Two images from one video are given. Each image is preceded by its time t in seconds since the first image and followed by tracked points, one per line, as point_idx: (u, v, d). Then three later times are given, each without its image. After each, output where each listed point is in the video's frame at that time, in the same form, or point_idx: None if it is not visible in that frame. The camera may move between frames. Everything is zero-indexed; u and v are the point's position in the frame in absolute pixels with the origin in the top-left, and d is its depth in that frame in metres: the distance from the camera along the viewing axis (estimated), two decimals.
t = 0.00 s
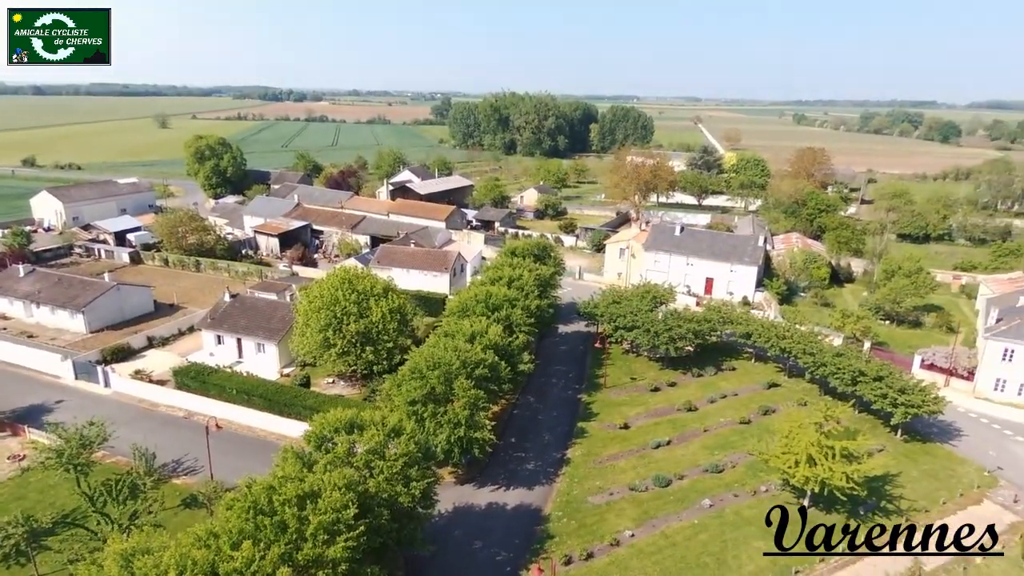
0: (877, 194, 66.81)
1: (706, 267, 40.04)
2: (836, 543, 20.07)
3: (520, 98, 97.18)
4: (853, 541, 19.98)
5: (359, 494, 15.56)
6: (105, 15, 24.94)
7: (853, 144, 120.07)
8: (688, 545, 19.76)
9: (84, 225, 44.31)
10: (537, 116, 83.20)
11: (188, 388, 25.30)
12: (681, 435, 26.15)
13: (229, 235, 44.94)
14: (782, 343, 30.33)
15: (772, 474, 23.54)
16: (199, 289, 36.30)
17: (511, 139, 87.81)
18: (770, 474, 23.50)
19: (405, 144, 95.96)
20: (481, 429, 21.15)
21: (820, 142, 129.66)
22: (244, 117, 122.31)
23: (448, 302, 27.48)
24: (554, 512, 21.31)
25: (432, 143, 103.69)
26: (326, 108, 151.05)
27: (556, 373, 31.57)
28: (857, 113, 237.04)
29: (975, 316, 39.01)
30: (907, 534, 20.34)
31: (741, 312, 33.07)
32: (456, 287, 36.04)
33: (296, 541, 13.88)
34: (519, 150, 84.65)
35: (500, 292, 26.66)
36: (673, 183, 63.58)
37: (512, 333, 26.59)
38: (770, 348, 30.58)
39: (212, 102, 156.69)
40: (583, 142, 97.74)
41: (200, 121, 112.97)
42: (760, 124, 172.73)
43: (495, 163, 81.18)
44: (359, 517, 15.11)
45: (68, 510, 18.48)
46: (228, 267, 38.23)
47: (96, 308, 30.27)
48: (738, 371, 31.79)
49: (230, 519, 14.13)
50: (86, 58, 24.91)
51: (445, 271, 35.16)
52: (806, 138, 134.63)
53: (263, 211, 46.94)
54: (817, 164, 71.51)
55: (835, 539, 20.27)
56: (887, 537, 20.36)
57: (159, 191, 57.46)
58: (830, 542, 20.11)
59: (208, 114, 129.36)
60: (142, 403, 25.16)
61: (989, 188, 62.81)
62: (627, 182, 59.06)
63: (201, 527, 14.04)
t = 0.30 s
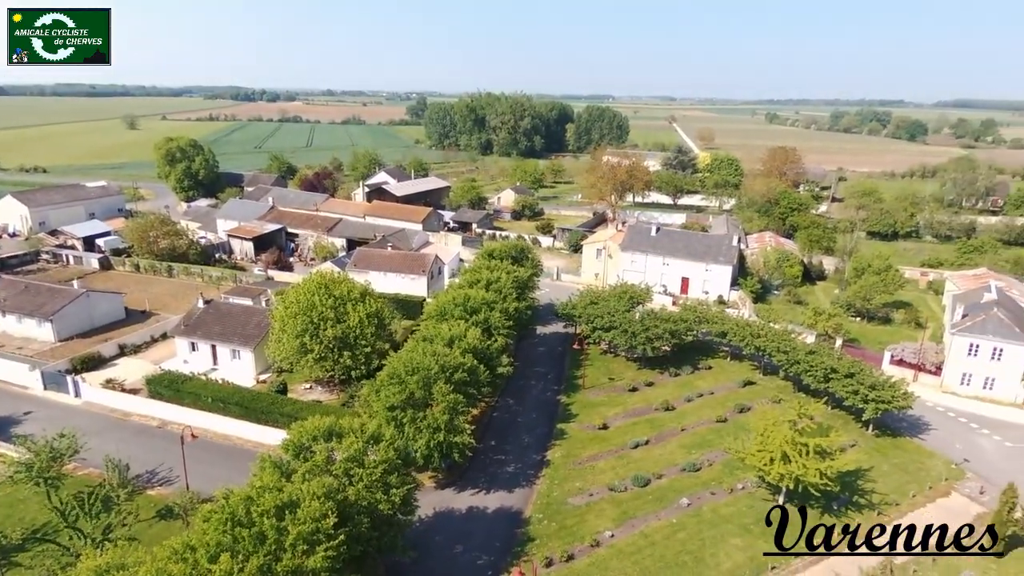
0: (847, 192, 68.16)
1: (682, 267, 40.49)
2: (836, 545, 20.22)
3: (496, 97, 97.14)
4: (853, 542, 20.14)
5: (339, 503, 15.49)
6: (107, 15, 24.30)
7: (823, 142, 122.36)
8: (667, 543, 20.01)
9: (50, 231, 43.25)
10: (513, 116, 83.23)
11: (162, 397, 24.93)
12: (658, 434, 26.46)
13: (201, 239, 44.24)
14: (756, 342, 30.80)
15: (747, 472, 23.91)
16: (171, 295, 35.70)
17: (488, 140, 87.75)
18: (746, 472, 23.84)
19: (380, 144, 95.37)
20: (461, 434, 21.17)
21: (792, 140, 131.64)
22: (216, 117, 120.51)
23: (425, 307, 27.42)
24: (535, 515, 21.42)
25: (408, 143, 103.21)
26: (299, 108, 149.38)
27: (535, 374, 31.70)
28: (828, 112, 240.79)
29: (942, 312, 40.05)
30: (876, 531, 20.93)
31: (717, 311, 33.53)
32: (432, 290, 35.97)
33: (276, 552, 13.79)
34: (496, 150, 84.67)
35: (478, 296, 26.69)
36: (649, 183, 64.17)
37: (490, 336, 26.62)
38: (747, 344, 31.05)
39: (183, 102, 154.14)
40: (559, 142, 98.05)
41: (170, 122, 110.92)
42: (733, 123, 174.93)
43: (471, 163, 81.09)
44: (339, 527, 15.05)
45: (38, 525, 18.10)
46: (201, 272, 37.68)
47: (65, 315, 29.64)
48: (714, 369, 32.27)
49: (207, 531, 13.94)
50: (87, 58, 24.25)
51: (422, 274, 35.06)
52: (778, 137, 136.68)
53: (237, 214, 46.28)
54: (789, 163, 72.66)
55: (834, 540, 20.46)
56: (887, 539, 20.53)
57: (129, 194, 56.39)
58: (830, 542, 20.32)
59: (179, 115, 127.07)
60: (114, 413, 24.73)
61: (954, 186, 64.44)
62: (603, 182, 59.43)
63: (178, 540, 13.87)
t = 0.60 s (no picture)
0: (816, 197, 69.55)
1: (656, 273, 40.90)
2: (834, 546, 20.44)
3: (471, 104, 97.33)
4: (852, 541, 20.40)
5: (315, 520, 15.31)
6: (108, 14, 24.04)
7: (792, 148, 124.72)
8: (646, 550, 20.14)
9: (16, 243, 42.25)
10: (488, 123, 83.38)
11: (133, 413, 24.43)
12: (635, 440, 26.67)
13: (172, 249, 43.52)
14: (731, 346, 31.22)
15: (723, 476, 24.18)
16: (141, 307, 35.03)
17: (463, 146, 87.81)
18: (722, 477, 24.11)
19: (355, 151, 94.88)
20: (439, 445, 21.08)
21: (763, 145, 133.84)
22: (187, 125, 118.90)
23: (402, 317, 27.31)
24: (514, 525, 21.41)
25: (383, 150, 102.89)
26: (271, 114, 147.88)
27: (513, 383, 31.72)
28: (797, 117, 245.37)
29: (909, 314, 41.05)
30: (850, 533, 21.34)
31: (692, 317, 33.92)
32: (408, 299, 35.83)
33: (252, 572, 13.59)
34: (471, 157, 84.72)
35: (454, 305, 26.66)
36: (623, 190, 64.75)
37: (467, 345, 26.58)
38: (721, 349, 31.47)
39: (152, 109, 151.76)
40: (534, 148, 98.55)
41: (139, 129, 109.13)
42: (705, 129, 177.31)
43: (447, 170, 81.05)
44: (316, 544, 14.87)
45: (4, 549, 17.61)
46: (173, 283, 37.09)
47: (30, 330, 28.94)
48: (689, 374, 32.64)
49: (181, 552, 13.73)
50: (87, 58, 24.01)
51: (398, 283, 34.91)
52: (749, 142, 138.94)
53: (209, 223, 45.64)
54: (759, 169, 73.93)
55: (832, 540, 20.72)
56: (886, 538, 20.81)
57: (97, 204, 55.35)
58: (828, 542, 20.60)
59: (148, 122, 125.01)
60: (83, 430, 24.14)
61: (918, 191, 66.14)
62: (578, 189, 59.83)
63: (150, 562, 13.61)
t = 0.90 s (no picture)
0: (790, 219, 70.87)
1: (635, 296, 41.22)
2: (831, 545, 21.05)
3: (451, 129, 97.96)
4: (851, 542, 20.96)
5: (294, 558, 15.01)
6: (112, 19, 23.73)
7: (766, 171, 127.26)
8: None
9: None
10: (468, 147, 83.85)
11: (104, 446, 23.85)
12: (618, 465, 26.63)
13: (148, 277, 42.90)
14: (710, 369, 31.43)
15: (705, 501, 24.23)
16: (114, 337, 34.41)
17: (443, 171, 88.12)
18: (704, 502, 24.13)
19: (335, 175, 94.72)
20: (419, 475, 20.86)
21: (738, 169, 136.17)
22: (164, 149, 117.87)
23: (382, 344, 27.17)
24: (496, 555, 21.20)
25: (363, 174, 102.86)
26: (250, 138, 147.39)
27: (494, 409, 31.59)
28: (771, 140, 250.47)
29: (882, 335, 41.77)
30: (831, 552, 21.57)
31: (671, 340, 34.18)
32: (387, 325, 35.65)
33: None
34: (450, 181, 85.04)
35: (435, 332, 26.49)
36: (602, 214, 65.41)
37: (448, 372, 26.47)
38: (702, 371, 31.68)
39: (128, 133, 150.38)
40: (514, 172, 99.18)
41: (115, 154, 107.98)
42: (681, 152, 180.01)
43: (427, 194, 81.19)
44: None
45: None
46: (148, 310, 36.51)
47: None
48: (669, 398, 32.79)
49: None
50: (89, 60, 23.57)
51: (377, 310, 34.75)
52: (726, 165, 141.25)
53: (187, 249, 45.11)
54: (735, 192, 75.21)
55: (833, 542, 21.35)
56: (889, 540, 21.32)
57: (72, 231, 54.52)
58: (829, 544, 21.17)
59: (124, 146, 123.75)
60: (52, 465, 23.48)
61: (889, 212, 67.61)
62: (557, 213, 60.31)
63: None
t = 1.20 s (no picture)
0: (765, 238, 72.08)
1: (614, 317, 41.52)
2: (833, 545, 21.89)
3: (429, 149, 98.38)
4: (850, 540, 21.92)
5: None
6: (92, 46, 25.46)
7: (741, 190, 129.47)
8: None
9: None
10: (446, 167, 84.23)
11: (73, 478, 23.25)
12: (597, 487, 26.61)
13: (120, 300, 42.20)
14: (688, 389, 31.69)
15: (685, 522, 24.28)
16: (86, 362, 33.74)
17: (421, 191, 88.33)
18: (684, 523, 24.19)
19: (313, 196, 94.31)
20: (399, 503, 20.61)
21: (713, 187, 138.48)
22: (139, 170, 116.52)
23: (360, 369, 26.95)
24: None
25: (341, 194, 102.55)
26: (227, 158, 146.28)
27: (474, 432, 31.41)
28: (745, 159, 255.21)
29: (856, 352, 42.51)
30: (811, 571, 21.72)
31: (649, 360, 34.42)
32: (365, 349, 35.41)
33: None
34: (429, 202, 85.22)
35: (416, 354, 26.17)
36: (580, 233, 65.87)
37: (427, 397, 26.30)
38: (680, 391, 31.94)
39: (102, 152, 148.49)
40: (492, 192, 99.65)
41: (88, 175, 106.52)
42: (658, 171, 182.48)
43: (405, 215, 81.22)
44: None
45: None
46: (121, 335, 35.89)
47: None
48: (648, 418, 32.96)
49: None
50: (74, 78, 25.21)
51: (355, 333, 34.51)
52: (701, 184, 143.60)
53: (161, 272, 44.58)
54: (710, 211, 76.46)
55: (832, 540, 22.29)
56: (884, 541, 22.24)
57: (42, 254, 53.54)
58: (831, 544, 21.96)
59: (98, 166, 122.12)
60: (18, 498, 22.80)
61: (859, 231, 69.15)
62: (536, 233, 60.60)
63: None
